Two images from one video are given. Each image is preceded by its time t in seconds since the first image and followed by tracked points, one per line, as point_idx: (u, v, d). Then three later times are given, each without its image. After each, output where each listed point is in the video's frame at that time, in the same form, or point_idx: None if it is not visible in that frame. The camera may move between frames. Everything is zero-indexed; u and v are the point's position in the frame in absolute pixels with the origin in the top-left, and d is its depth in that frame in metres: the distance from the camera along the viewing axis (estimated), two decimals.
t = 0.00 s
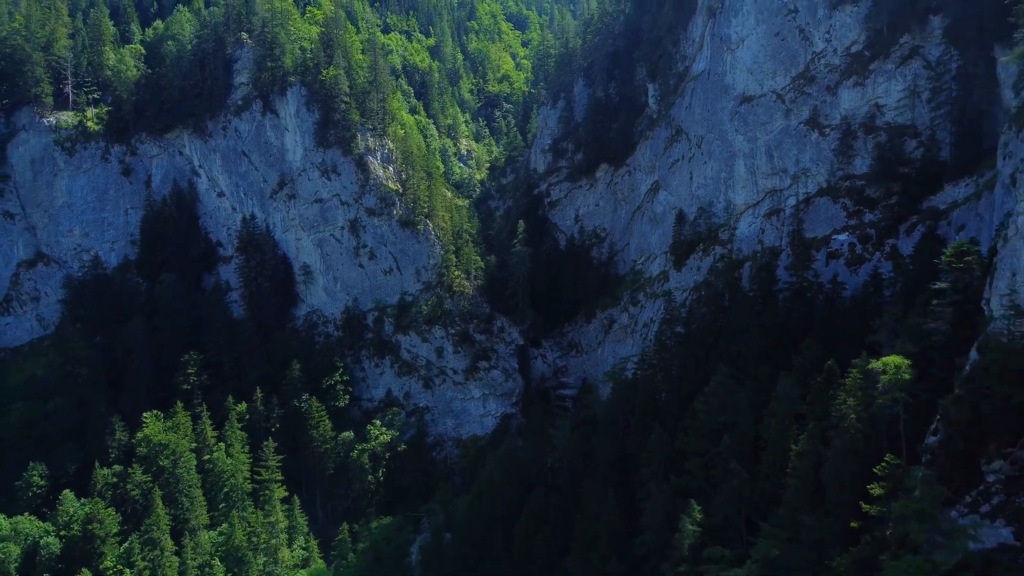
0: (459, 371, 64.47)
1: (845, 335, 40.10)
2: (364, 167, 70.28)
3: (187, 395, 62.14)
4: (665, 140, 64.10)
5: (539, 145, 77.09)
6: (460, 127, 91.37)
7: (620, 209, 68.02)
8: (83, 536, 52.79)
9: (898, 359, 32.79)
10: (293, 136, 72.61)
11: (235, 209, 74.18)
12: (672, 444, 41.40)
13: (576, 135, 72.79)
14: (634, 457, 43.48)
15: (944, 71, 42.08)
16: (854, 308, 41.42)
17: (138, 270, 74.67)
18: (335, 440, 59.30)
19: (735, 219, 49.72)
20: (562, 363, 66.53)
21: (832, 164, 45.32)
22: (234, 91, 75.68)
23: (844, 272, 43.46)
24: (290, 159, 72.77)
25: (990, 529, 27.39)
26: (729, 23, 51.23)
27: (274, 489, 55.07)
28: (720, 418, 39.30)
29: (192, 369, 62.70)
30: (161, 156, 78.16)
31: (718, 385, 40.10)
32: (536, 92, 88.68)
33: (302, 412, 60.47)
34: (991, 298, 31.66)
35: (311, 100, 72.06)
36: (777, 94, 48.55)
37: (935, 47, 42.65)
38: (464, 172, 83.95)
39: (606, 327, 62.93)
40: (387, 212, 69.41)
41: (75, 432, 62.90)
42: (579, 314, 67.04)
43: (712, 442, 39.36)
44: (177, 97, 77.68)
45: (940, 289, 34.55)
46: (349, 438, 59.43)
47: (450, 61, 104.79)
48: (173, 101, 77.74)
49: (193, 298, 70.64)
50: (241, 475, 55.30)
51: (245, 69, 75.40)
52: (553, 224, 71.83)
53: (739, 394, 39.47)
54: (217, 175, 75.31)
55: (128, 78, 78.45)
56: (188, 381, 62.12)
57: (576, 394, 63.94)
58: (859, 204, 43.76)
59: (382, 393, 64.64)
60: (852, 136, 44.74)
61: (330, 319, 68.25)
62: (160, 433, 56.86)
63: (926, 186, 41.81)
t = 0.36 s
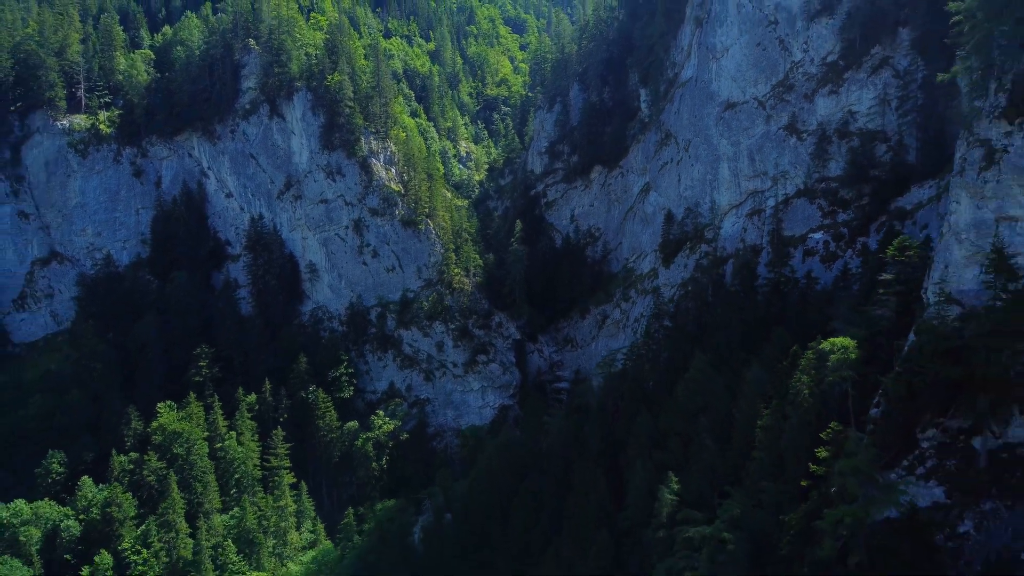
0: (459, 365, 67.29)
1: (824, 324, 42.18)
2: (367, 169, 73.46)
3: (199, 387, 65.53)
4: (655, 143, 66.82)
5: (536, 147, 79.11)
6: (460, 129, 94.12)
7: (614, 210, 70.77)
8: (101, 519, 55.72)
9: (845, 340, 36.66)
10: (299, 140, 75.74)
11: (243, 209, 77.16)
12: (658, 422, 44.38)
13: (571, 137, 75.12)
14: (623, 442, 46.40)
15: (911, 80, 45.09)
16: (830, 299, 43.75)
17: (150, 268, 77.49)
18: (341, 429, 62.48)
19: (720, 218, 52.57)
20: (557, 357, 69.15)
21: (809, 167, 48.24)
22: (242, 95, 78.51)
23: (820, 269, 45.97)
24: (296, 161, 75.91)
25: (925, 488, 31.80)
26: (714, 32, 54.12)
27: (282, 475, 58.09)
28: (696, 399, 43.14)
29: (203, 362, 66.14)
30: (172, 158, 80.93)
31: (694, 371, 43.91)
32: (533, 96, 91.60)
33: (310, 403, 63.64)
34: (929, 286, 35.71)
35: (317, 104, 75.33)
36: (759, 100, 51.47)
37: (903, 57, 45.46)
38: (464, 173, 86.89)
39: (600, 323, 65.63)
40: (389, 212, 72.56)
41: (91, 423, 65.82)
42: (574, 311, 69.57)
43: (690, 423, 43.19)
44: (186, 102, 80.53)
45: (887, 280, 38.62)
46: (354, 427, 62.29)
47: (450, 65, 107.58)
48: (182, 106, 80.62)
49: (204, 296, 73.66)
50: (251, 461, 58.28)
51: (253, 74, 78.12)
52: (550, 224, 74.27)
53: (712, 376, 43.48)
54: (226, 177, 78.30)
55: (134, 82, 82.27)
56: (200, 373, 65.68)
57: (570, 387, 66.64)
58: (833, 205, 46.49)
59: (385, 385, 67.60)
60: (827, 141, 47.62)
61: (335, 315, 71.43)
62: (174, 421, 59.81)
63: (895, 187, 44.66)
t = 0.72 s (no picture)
0: (459, 358, 70.14)
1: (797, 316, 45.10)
2: (371, 170, 76.40)
3: (210, 379, 68.82)
4: (647, 146, 69.63)
5: (533, 149, 81.96)
6: (459, 132, 96.94)
7: (608, 210, 73.50)
8: (117, 504, 58.44)
9: (804, 325, 40.22)
10: (305, 142, 78.69)
11: (251, 209, 80.28)
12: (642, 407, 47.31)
13: (567, 139, 78.09)
14: (613, 431, 49.15)
15: (883, 88, 47.47)
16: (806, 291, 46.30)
17: (161, 266, 80.27)
18: (346, 420, 65.45)
19: (707, 217, 55.52)
20: (553, 352, 71.83)
21: (788, 170, 51.09)
22: (250, 99, 81.55)
23: (799, 265, 48.53)
24: (302, 163, 78.90)
25: (872, 456, 34.22)
26: (702, 41, 57.06)
27: (290, 463, 61.01)
28: (678, 385, 45.68)
29: (215, 356, 69.45)
30: (181, 160, 83.72)
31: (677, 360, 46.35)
32: (530, 99, 94.52)
33: (316, 394, 66.75)
34: (880, 274, 38.14)
35: (322, 109, 78.32)
36: (743, 106, 54.44)
37: (876, 66, 47.93)
38: (463, 174, 89.82)
39: (594, 317, 68.38)
40: (392, 212, 75.48)
41: (108, 414, 68.91)
42: (570, 308, 72.37)
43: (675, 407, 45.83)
44: (195, 106, 83.29)
45: (843, 274, 41.30)
46: (359, 418, 65.25)
47: (449, 68, 110.48)
48: (191, 109, 83.44)
49: (214, 293, 76.91)
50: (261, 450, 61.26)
51: (260, 79, 81.05)
52: (546, 223, 77.15)
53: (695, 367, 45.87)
54: (234, 178, 81.26)
55: (144, 86, 84.71)
56: (212, 366, 69.07)
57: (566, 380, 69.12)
58: (811, 205, 49.22)
59: (388, 378, 70.50)
60: (806, 145, 50.38)
61: (340, 311, 74.45)
62: (188, 412, 62.88)
63: (869, 188, 47.19)
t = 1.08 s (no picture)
0: (459, 353, 73.05)
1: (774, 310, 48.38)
2: (374, 173, 79.46)
3: (221, 373, 71.93)
4: (639, 149, 72.40)
5: (531, 151, 84.93)
6: (459, 135, 99.79)
7: (603, 211, 76.26)
8: (133, 491, 61.32)
9: (770, 313, 41.15)
10: (310, 145, 81.71)
11: (258, 210, 83.19)
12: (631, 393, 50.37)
13: (563, 142, 80.94)
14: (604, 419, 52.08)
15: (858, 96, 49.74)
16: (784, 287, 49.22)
17: (171, 265, 83.11)
18: (351, 412, 68.33)
19: (695, 217, 58.50)
20: (550, 348, 75.05)
21: (770, 173, 53.80)
22: (256, 104, 84.46)
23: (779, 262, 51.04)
24: (307, 165, 81.87)
25: (830, 431, 35.07)
26: (690, 49, 60.02)
27: (298, 452, 63.94)
28: (662, 372, 48.31)
29: (225, 350, 72.39)
30: (190, 163, 86.51)
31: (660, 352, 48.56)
32: (527, 103, 97.41)
33: (321, 386, 70.00)
34: (839, 270, 39.68)
35: (326, 113, 81.24)
36: (729, 112, 57.27)
37: (851, 74, 50.25)
38: (463, 176, 92.78)
39: (589, 313, 71.13)
40: (394, 212, 78.54)
41: (122, 406, 71.91)
42: (566, 305, 75.16)
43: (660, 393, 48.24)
44: (204, 110, 86.28)
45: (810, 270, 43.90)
46: (363, 411, 68.34)
47: (449, 72, 113.35)
48: (200, 114, 86.41)
49: (223, 291, 79.87)
50: (270, 440, 64.24)
51: (266, 84, 84.03)
52: (543, 223, 79.85)
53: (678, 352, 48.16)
54: (241, 180, 84.13)
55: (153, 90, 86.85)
56: (222, 359, 72.04)
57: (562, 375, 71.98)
58: (791, 206, 51.85)
59: (390, 372, 73.55)
60: (786, 149, 53.04)
61: (344, 308, 77.45)
62: (199, 404, 65.82)
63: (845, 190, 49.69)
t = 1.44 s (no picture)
0: (459, 347, 76.18)
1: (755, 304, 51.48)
2: (377, 174, 82.64)
3: (231, 366, 75.41)
4: (632, 152, 75.18)
5: (528, 153, 87.71)
6: (458, 137, 102.66)
7: (598, 211, 78.86)
8: (148, 478, 64.24)
9: (743, 304, 44.78)
10: (316, 147, 84.79)
11: (265, 210, 86.07)
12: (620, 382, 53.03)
13: (559, 144, 83.74)
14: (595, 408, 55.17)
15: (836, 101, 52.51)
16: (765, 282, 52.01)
17: (180, 264, 85.94)
18: (355, 404, 71.58)
19: (683, 216, 61.45)
20: (546, 343, 77.64)
21: (753, 174, 56.72)
22: (263, 107, 87.36)
23: (761, 259, 53.78)
24: (312, 166, 84.87)
25: (795, 408, 38.22)
26: (679, 57, 63.09)
27: (305, 441, 66.90)
28: (648, 361, 51.16)
29: (234, 345, 75.93)
30: (198, 164, 89.52)
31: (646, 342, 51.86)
32: (525, 106, 100.35)
33: (326, 379, 73.10)
34: (804, 264, 43.49)
35: (331, 117, 84.70)
36: (715, 117, 60.25)
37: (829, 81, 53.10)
38: (462, 177, 95.79)
39: (584, 309, 74.00)
40: (397, 212, 81.70)
41: (135, 398, 74.96)
42: (562, 302, 78.05)
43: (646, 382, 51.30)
44: (210, 113, 88.94)
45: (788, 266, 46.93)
46: (367, 403, 71.26)
47: (450, 76, 116.22)
48: (207, 117, 89.07)
49: (231, 288, 82.84)
50: (278, 430, 67.34)
51: (272, 88, 86.93)
52: (540, 223, 82.54)
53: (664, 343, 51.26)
54: (248, 181, 87.02)
55: (162, 94, 90.11)
56: (232, 354, 75.59)
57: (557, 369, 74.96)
58: (773, 206, 54.71)
59: (393, 366, 76.54)
60: (769, 152, 55.96)
61: (348, 305, 80.39)
62: (211, 395, 68.98)
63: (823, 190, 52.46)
